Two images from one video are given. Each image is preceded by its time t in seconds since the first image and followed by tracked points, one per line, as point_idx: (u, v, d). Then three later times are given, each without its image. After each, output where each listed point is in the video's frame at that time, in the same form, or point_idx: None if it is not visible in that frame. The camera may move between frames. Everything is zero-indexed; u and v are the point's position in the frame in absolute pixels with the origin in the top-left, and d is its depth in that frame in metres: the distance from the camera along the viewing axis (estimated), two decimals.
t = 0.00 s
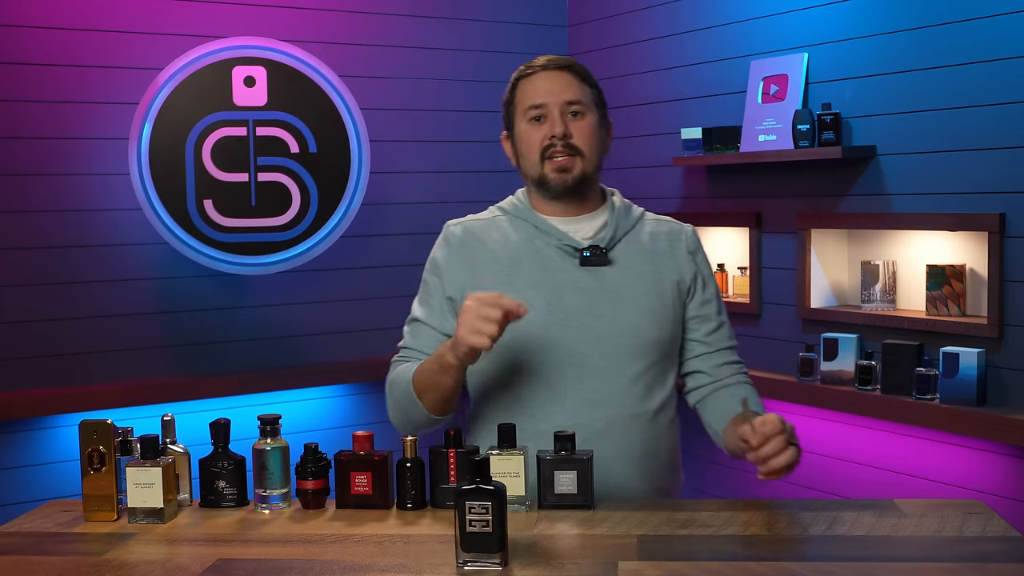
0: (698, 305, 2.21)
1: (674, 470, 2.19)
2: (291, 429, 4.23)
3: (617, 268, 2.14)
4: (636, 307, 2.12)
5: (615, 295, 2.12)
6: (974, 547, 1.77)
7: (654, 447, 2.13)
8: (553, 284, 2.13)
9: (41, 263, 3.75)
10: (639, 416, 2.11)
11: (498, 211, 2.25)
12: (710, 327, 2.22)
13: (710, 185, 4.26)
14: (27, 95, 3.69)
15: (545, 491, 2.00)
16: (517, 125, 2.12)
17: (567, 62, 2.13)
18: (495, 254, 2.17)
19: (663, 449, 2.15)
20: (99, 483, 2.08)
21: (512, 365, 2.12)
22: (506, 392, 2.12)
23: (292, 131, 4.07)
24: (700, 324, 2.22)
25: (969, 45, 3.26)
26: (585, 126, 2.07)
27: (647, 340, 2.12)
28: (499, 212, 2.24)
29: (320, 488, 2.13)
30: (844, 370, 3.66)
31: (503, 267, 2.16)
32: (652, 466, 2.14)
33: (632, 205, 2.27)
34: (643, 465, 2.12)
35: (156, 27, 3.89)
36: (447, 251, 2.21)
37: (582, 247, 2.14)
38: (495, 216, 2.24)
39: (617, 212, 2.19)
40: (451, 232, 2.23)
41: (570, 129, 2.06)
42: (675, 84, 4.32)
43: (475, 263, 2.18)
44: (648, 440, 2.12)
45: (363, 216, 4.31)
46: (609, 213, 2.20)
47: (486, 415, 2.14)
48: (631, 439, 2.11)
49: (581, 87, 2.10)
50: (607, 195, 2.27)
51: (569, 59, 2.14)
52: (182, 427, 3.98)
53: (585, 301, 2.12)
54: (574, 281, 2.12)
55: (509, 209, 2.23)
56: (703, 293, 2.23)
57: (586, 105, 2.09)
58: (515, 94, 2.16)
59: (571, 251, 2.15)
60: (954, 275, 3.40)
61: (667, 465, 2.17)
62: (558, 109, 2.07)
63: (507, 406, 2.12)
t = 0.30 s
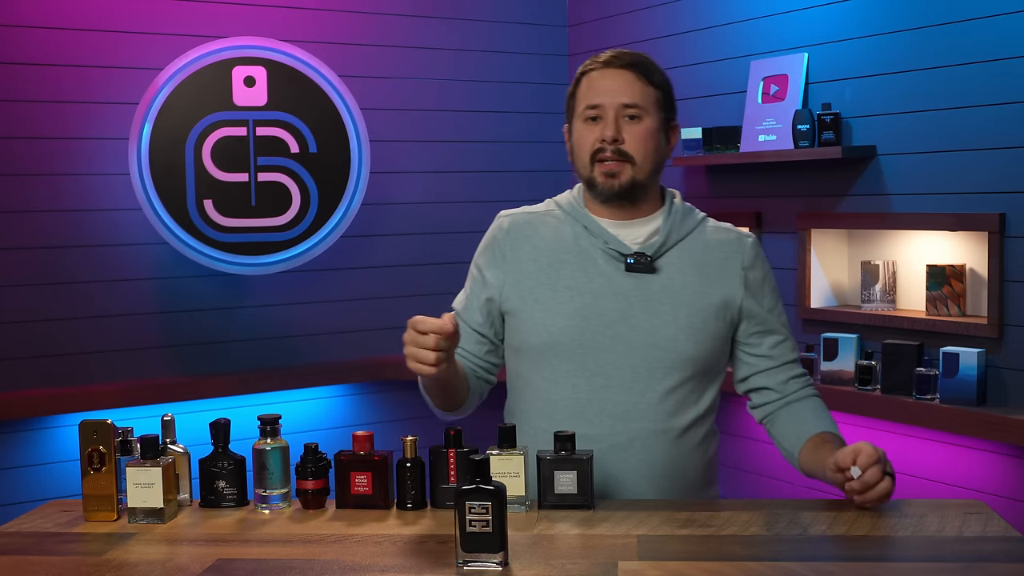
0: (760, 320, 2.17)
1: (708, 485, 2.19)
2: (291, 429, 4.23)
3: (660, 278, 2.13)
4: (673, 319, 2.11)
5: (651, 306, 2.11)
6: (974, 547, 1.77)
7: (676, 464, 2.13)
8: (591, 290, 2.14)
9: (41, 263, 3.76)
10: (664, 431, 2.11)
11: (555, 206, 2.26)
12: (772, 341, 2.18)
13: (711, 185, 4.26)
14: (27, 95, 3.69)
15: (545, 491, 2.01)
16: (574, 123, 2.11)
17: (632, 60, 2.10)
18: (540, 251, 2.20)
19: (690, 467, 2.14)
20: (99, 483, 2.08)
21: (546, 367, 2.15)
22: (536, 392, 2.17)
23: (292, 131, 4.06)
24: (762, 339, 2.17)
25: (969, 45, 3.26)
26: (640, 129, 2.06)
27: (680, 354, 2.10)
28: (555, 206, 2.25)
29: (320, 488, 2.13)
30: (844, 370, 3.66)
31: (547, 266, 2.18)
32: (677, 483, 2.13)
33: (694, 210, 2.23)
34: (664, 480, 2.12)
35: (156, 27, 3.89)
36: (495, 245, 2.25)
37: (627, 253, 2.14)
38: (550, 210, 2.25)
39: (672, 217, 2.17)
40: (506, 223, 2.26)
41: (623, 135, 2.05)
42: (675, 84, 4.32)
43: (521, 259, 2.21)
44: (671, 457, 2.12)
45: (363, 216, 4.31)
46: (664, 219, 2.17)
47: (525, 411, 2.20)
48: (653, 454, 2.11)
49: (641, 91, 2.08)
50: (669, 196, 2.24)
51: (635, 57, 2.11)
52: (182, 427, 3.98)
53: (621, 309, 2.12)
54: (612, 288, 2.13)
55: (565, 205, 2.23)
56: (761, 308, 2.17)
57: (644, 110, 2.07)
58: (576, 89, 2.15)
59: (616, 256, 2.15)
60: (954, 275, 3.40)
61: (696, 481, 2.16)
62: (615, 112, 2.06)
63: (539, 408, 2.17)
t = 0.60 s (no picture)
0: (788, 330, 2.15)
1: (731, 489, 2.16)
2: (291, 428, 4.23)
3: (688, 279, 2.12)
4: (701, 320, 2.10)
5: (678, 306, 2.11)
6: (974, 547, 1.77)
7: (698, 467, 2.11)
8: (618, 290, 2.13)
9: (40, 263, 3.76)
10: (687, 432, 2.09)
11: (586, 207, 2.26)
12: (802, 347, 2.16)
13: (711, 185, 4.26)
14: (27, 95, 3.69)
15: (545, 491, 2.01)
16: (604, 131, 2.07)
17: (665, 69, 2.04)
18: (569, 250, 2.19)
19: (709, 473, 2.13)
20: (99, 483, 2.08)
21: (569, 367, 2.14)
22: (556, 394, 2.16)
23: (292, 130, 4.06)
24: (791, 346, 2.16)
25: (969, 45, 3.26)
26: (669, 145, 2.02)
27: (706, 356, 2.10)
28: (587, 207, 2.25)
29: (320, 488, 2.13)
30: (844, 370, 3.66)
31: (576, 265, 2.17)
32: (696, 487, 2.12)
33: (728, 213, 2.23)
34: (683, 483, 2.11)
35: (156, 27, 3.89)
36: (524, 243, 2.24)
37: (656, 254, 2.14)
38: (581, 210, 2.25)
39: (702, 218, 2.17)
40: (538, 222, 2.25)
41: (651, 150, 2.01)
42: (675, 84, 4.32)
43: (550, 259, 2.20)
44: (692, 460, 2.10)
45: (363, 216, 4.31)
46: (693, 221, 2.17)
47: (542, 410, 2.18)
48: (673, 456, 2.10)
49: (673, 102, 2.03)
50: (700, 198, 2.23)
51: (670, 65, 2.05)
52: (182, 427, 3.98)
53: (648, 309, 2.12)
54: (640, 288, 2.13)
55: (598, 208, 2.23)
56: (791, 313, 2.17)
57: (675, 124, 2.02)
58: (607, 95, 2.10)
59: (645, 256, 2.14)
60: (954, 275, 3.40)
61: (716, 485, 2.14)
62: (643, 125, 2.01)
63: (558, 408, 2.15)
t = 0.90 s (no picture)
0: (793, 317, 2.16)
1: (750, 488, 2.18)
2: (291, 429, 4.23)
3: (704, 276, 2.14)
4: (718, 316, 2.12)
5: (696, 303, 2.13)
6: (974, 547, 1.77)
7: (722, 463, 2.13)
8: (636, 288, 2.15)
9: (40, 263, 3.76)
10: (711, 427, 2.11)
11: (596, 210, 2.28)
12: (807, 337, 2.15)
13: (711, 185, 4.26)
14: (27, 95, 3.69)
15: (545, 491, 2.01)
16: (627, 126, 2.14)
17: (683, 64, 2.13)
18: (584, 253, 2.21)
19: (735, 468, 2.14)
20: (99, 483, 2.08)
21: (587, 368, 2.16)
22: (575, 395, 2.18)
23: (292, 130, 4.06)
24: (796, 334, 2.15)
25: (969, 45, 3.26)
26: (697, 133, 2.09)
27: (727, 351, 2.12)
28: (597, 209, 2.27)
29: (320, 488, 2.13)
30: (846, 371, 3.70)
31: (592, 267, 2.20)
32: (723, 481, 2.13)
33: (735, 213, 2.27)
34: (707, 479, 2.12)
35: (156, 27, 3.89)
36: (537, 247, 2.26)
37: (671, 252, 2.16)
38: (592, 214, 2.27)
39: (713, 218, 2.20)
40: (550, 227, 2.27)
41: (680, 138, 2.08)
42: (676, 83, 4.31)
43: (566, 262, 2.22)
44: (716, 456, 2.12)
45: (363, 216, 4.31)
46: (705, 222, 2.20)
47: (562, 412, 2.20)
48: (697, 451, 2.11)
49: (696, 93, 2.11)
50: (708, 200, 2.26)
51: (688, 61, 2.14)
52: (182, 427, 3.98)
53: (667, 307, 2.14)
54: (658, 287, 2.15)
55: (610, 210, 2.25)
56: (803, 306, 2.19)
57: (701, 114, 2.10)
58: (627, 92, 2.17)
59: (660, 255, 2.16)
60: (954, 275, 3.41)
61: (741, 480, 2.15)
62: (672, 115, 2.09)
63: (579, 409, 2.17)
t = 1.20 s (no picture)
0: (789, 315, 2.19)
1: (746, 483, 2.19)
2: (291, 428, 4.23)
3: (689, 273, 2.16)
4: (703, 312, 2.14)
5: (680, 300, 2.15)
6: (974, 547, 1.77)
7: (713, 459, 2.15)
8: (620, 288, 2.18)
9: (41, 264, 3.76)
10: (699, 423, 2.13)
11: (585, 214, 2.31)
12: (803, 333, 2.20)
13: (711, 185, 4.26)
14: (27, 95, 3.69)
15: (545, 491, 2.01)
16: (618, 125, 2.16)
17: (682, 67, 2.13)
18: (569, 257, 2.24)
19: (726, 463, 2.16)
20: (99, 483, 2.08)
21: (576, 367, 2.20)
22: (566, 396, 2.22)
23: (292, 130, 4.06)
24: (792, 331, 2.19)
25: (969, 45, 3.26)
26: (684, 143, 2.11)
27: (712, 347, 2.13)
28: (585, 212, 2.30)
29: (320, 488, 2.13)
30: (845, 370, 3.69)
31: (577, 268, 2.22)
32: (714, 475, 2.15)
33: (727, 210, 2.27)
34: (700, 475, 2.14)
35: (156, 27, 3.89)
36: (526, 254, 2.30)
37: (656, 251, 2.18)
38: (581, 217, 2.30)
39: (702, 214, 2.21)
40: (537, 232, 2.30)
41: (667, 146, 2.10)
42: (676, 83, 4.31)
43: (553, 265, 2.25)
44: (706, 452, 2.14)
45: (363, 216, 4.31)
46: (692, 219, 2.21)
47: (559, 413, 2.24)
48: (686, 446, 2.13)
49: (690, 102, 2.12)
50: (698, 196, 2.27)
51: (685, 64, 2.14)
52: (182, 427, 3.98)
53: (651, 305, 2.16)
54: (643, 286, 2.17)
55: (596, 212, 2.27)
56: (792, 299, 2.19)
57: (691, 123, 2.12)
58: (621, 90, 2.18)
59: (646, 253, 2.18)
60: (954, 275, 3.40)
61: (734, 474, 2.17)
62: (661, 122, 2.10)
63: (570, 409, 2.21)
